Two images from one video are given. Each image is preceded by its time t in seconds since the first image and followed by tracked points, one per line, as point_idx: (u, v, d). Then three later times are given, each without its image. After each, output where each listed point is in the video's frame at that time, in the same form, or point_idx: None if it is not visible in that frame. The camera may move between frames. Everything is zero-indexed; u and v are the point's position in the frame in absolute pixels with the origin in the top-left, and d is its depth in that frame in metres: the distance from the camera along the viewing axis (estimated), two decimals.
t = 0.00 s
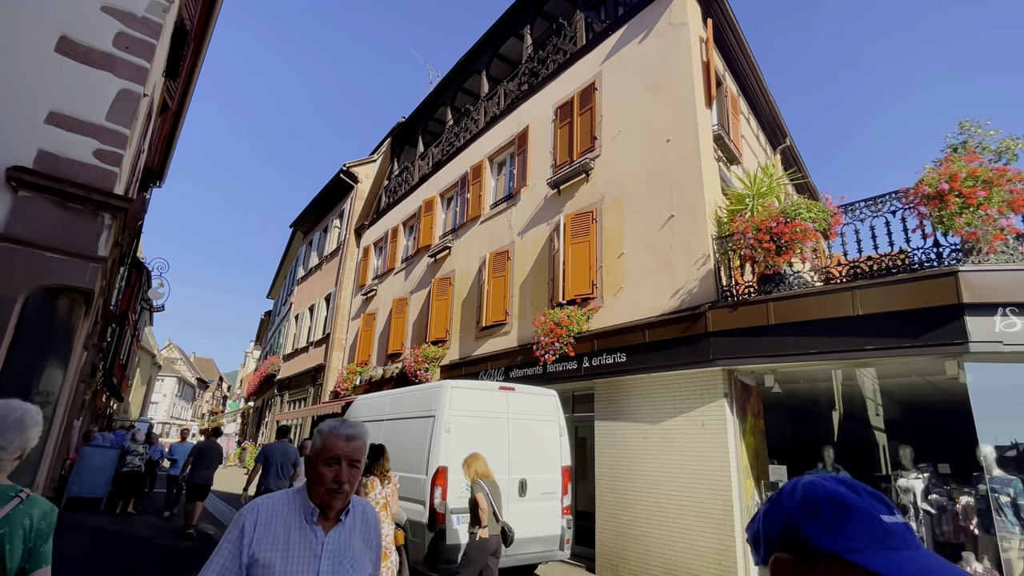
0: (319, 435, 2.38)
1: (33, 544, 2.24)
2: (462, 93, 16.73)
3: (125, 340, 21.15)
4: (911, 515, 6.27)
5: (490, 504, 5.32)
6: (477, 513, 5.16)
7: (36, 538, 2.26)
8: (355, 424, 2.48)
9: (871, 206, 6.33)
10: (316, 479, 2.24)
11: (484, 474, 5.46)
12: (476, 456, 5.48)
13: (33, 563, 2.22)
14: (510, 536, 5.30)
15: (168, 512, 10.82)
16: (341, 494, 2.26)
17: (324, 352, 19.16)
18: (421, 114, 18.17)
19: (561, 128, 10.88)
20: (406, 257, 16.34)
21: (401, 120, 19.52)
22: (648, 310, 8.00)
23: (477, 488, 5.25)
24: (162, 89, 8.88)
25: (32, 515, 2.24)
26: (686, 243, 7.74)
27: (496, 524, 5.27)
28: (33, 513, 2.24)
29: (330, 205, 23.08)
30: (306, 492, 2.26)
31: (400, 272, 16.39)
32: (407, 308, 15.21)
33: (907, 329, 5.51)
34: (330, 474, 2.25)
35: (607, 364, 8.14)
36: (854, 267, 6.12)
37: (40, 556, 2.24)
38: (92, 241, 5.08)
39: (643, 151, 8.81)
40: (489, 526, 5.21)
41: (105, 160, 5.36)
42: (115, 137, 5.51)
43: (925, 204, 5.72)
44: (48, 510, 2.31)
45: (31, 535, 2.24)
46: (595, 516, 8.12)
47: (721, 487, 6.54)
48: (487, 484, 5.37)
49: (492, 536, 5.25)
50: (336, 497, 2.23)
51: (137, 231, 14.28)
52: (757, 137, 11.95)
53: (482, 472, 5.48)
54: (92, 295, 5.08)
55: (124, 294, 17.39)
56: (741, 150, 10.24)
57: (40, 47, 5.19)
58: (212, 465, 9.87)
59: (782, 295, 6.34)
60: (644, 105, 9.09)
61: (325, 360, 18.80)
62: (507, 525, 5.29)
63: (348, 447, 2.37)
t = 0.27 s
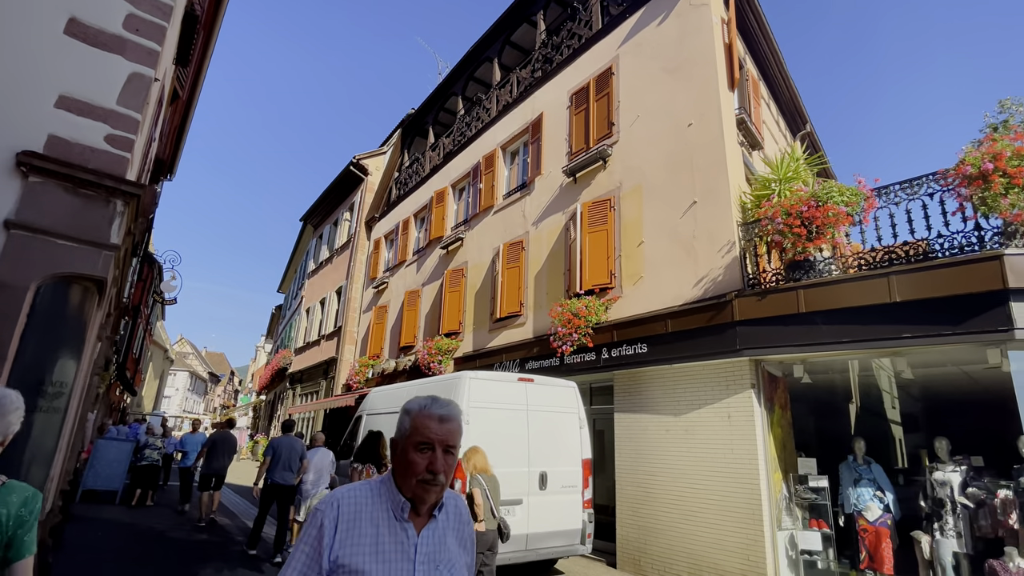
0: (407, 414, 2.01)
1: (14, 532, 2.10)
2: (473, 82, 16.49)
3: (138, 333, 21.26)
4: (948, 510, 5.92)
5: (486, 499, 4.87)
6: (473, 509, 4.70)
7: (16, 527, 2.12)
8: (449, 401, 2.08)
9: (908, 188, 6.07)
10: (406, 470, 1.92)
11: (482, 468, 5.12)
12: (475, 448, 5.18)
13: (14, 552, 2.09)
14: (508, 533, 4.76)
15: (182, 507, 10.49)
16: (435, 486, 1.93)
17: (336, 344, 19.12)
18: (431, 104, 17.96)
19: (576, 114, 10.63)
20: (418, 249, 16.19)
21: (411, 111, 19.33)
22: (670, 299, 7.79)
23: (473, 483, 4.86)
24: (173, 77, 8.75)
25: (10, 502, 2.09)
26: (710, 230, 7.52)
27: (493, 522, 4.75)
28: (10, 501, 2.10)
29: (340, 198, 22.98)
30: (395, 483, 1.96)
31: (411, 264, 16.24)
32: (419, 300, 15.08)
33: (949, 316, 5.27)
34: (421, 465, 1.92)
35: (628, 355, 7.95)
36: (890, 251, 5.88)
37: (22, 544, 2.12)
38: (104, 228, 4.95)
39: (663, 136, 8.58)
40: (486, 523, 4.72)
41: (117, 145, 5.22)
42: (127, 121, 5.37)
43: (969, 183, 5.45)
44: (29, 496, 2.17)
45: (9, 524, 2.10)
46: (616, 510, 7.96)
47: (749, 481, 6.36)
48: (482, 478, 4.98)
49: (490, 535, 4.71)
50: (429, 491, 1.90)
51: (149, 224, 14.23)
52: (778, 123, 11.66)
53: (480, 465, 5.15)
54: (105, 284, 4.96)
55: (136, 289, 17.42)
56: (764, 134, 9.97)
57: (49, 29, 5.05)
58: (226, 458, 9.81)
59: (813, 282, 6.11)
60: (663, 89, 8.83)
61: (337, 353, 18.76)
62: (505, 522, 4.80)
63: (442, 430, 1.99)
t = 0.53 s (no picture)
0: (520, 435, 1.73)
1: None
2: (484, 72, 16.20)
3: (150, 329, 21.28)
4: (990, 510, 5.65)
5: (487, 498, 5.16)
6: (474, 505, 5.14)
7: None
8: (566, 417, 1.80)
9: (949, 174, 5.79)
10: (525, 507, 1.63)
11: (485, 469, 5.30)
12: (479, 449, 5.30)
13: None
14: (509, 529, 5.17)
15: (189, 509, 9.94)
16: (559, 532, 1.63)
17: (348, 339, 19.01)
18: (442, 96, 17.72)
19: (592, 103, 10.36)
20: (429, 243, 16.00)
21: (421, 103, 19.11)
22: (694, 292, 7.54)
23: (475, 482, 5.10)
24: (182, 68, 8.59)
25: None
26: (736, 220, 7.27)
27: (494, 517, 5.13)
28: None
29: (350, 192, 22.83)
30: (508, 524, 1.66)
31: (423, 258, 16.06)
32: (431, 294, 14.90)
33: (996, 307, 5.00)
34: (543, 500, 1.62)
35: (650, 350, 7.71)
36: (931, 240, 5.60)
37: None
38: (114, 220, 4.79)
39: (685, 124, 8.31)
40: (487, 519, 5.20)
41: (127, 135, 5.05)
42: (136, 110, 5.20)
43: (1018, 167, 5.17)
44: (10, 494, 2.29)
45: None
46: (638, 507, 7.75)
47: (780, 479, 6.13)
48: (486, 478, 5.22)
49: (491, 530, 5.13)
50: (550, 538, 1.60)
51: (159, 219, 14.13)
52: (800, 110, 11.34)
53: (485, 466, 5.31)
54: (116, 277, 4.81)
55: (148, 285, 17.39)
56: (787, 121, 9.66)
57: (56, 14, 4.88)
58: (240, 454, 9.69)
59: (848, 273, 5.85)
60: (685, 75, 8.55)
61: (348, 348, 18.65)
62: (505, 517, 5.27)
63: (564, 455, 1.70)
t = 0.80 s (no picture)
0: (712, 445, 1.38)
1: (8, 537, 2.02)
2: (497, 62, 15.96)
3: (165, 325, 21.39)
4: None
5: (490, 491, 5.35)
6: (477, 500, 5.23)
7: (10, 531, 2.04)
8: (763, 414, 1.46)
9: (992, 156, 5.53)
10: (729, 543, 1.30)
11: (490, 463, 5.47)
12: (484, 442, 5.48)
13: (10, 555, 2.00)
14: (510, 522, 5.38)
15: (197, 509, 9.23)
16: None
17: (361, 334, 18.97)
18: (453, 87, 17.51)
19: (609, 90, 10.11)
20: (442, 236, 15.86)
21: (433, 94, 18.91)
22: (719, 283, 7.34)
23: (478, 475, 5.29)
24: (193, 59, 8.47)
25: (7, 505, 2.02)
26: (763, 208, 7.05)
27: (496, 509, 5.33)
28: (7, 503, 2.03)
29: (361, 186, 22.72)
30: (700, 566, 1.33)
31: (435, 252, 15.91)
32: (444, 288, 14.77)
33: None
34: (756, 535, 1.31)
35: (672, 343, 7.50)
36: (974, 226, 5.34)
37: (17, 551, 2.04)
38: (128, 211, 4.67)
39: (708, 109, 8.07)
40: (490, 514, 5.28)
41: (139, 123, 4.92)
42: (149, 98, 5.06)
43: None
44: (27, 499, 2.09)
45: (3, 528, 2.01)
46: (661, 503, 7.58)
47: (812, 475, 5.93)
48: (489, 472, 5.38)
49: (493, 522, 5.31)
50: None
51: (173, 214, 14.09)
52: (823, 95, 11.02)
53: (489, 460, 5.48)
54: (130, 270, 4.72)
55: (161, 281, 17.43)
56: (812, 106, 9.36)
57: None
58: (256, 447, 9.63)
59: (885, 261, 5.61)
60: (707, 59, 8.29)
61: (361, 343, 18.61)
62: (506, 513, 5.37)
63: (778, 473, 1.36)
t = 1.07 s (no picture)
0: None
1: (54, 535, 1.89)
2: (509, 49, 15.68)
3: (178, 318, 21.43)
4: None
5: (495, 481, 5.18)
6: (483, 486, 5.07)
7: (60, 528, 1.92)
8: None
9: None
10: None
11: (496, 453, 5.31)
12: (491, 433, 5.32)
13: (60, 555, 1.90)
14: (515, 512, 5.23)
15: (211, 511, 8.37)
16: None
17: (373, 326, 18.89)
18: (465, 76, 17.27)
19: (628, 75, 9.85)
20: (454, 227, 15.68)
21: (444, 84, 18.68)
22: (746, 271, 7.14)
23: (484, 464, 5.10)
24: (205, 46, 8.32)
25: (57, 502, 1.90)
26: (793, 193, 6.86)
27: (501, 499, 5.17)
28: (57, 501, 1.92)
29: (372, 178, 22.58)
30: None
31: (448, 243, 15.73)
32: (457, 280, 14.59)
33: None
34: None
35: (697, 333, 7.29)
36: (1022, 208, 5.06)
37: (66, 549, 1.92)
38: (141, 198, 4.54)
39: (734, 92, 7.85)
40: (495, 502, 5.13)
41: (152, 108, 4.77)
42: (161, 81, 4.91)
43: None
44: (78, 495, 1.98)
45: (53, 525, 1.91)
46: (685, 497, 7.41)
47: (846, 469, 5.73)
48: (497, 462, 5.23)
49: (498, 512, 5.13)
50: None
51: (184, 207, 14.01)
52: (848, 78, 10.68)
53: (496, 450, 5.32)
54: (144, 258, 4.59)
55: (174, 274, 17.42)
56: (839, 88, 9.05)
57: None
58: (273, 439, 9.55)
59: (925, 247, 5.35)
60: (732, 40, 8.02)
61: (374, 335, 18.53)
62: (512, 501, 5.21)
63: None
